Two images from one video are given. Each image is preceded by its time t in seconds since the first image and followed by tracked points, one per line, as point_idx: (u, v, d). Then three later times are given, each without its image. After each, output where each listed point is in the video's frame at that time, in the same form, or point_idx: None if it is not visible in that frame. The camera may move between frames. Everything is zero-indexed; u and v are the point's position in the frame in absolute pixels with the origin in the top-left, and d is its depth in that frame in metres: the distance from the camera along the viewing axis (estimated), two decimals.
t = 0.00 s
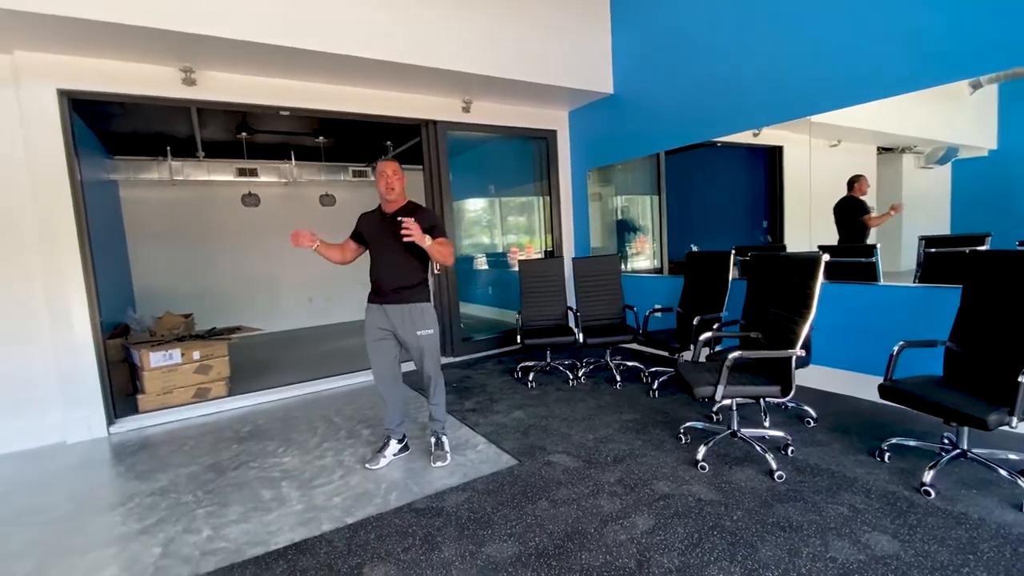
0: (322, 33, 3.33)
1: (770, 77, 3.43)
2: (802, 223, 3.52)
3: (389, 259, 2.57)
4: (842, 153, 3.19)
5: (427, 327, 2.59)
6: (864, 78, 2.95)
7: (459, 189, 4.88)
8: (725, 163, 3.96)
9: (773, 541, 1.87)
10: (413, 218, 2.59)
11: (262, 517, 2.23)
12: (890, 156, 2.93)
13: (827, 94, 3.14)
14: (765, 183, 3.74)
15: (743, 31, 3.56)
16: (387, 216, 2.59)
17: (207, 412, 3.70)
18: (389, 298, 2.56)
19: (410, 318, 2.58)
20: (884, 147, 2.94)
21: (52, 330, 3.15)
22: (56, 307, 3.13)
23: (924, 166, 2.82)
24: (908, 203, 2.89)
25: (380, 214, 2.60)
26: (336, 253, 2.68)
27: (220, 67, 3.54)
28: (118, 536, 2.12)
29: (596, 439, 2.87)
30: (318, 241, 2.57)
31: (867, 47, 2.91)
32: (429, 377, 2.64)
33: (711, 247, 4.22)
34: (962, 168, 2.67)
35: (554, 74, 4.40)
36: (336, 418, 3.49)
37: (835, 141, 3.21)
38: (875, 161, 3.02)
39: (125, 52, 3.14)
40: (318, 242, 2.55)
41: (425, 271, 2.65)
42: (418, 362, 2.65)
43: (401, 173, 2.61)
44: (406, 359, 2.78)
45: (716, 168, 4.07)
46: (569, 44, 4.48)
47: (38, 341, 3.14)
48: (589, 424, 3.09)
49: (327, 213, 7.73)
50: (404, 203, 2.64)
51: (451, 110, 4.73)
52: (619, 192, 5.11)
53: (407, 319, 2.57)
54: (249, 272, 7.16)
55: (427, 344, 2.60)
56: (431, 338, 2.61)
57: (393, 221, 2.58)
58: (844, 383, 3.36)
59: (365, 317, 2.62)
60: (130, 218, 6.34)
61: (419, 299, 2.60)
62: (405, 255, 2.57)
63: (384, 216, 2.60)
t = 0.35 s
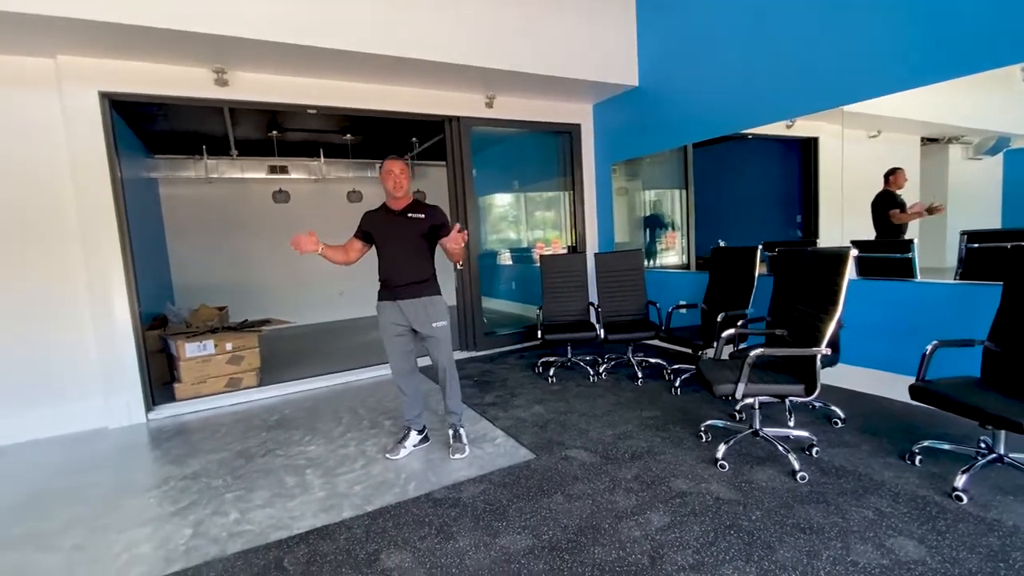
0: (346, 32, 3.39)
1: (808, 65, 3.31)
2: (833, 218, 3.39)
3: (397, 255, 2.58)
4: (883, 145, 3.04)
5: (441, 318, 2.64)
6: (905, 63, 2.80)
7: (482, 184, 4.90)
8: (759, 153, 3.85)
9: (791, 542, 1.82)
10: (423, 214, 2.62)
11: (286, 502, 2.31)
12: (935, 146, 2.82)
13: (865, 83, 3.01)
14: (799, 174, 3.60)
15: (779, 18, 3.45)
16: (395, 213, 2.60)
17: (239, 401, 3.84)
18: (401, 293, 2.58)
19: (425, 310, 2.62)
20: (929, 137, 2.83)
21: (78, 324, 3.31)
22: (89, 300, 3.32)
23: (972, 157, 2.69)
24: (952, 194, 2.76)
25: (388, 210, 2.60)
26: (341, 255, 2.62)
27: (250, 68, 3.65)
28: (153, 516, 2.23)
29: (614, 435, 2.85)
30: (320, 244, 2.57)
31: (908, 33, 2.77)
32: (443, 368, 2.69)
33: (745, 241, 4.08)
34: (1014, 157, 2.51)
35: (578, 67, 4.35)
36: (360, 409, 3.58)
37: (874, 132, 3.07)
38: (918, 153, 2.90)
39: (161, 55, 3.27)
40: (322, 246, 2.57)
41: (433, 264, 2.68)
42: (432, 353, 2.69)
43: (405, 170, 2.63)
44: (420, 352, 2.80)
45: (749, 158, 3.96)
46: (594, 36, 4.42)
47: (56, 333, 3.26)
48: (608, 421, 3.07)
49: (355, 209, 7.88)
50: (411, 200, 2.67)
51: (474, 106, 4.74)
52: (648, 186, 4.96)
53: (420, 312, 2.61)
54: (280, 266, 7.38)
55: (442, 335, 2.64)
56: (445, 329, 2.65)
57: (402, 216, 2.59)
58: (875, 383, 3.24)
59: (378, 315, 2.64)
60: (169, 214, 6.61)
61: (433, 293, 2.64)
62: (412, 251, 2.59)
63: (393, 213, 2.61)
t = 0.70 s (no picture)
0: (377, 27, 3.43)
1: (852, 50, 3.15)
2: (876, 210, 3.22)
3: (422, 248, 2.61)
4: (935, 133, 2.89)
5: (462, 310, 2.65)
6: (962, 46, 2.60)
7: (511, 178, 4.91)
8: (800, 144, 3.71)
9: (823, 544, 1.77)
10: (446, 208, 2.65)
11: (317, 487, 2.39)
12: (992, 135, 2.62)
13: (913, 67, 2.84)
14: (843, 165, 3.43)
15: (824, 2, 3.28)
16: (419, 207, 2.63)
17: (274, 389, 3.98)
18: (426, 286, 2.61)
19: (446, 302, 2.63)
20: (986, 125, 2.63)
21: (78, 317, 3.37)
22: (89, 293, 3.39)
23: None
24: (1009, 184, 2.58)
25: (411, 205, 2.63)
26: (366, 252, 2.68)
27: (285, 65, 3.75)
28: (194, 496, 2.35)
29: (641, 430, 2.82)
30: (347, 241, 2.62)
31: (964, 13, 2.57)
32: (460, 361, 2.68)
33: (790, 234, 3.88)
34: None
35: (609, 57, 4.27)
36: (389, 399, 3.65)
37: (925, 119, 2.92)
38: (974, 141, 2.71)
39: (201, 55, 3.38)
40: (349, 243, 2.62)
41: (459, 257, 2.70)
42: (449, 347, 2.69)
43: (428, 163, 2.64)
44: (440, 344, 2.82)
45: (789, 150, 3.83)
46: (625, 25, 4.32)
47: (57, 326, 3.32)
48: (635, 416, 3.04)
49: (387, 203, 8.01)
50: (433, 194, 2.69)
51: (503, 99, 4.74)
52: (681, 178, 4.84)
53: (444, 304, 2.62)
54: (315, 260, 7.58)
55: (463, 326, 2.66)
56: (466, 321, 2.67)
57: (425, 210, 2.62)
58: (919, 383, 3.09)
59: (405, 307, 2.67)
60: (211, 210, 6.89)
61: (455, 285, 2.65)
62: (437, 244, 2.62)
63: (416, 207, 2.63)
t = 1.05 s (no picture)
0: (412, 19, 3.42)
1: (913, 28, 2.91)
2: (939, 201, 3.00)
3: (453, 240, 2.61)
4: (1005, 118, 2.63)
5: (488, 307, 2.62)
6: None
7: (545, 170, 4.84)
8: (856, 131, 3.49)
9: (872, 555, 1.66)
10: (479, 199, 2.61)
11: (351, 473, 2.44)
12: None
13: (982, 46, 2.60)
14: (902, 151, 3.24)
15: None
16: (452, 197, 2.61)
17: (313, 376, 4.09)
18: (455, 280, 2.60)
19: (472, 298, 2.61)
20: None
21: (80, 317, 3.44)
22: (90, 295, 3.46)
23: None
24: None
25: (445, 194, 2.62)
26: (403, 240, 2.70)
27: (324, 60, 3.81)
28: (236, 478, 2.45)
29: (676, 428, 2.74)
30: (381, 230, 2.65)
31: None
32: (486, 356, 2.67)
33: (842, 225, 3.71)
34: None
35: (648, 43, 4.12)
36: (422, 389, 3.69)
37: (995, 103, 2.66)
38: None
39: (245, 52, 3.48)
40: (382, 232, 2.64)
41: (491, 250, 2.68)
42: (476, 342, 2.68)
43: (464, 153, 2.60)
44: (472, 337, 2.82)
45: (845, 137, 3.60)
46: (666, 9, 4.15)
47: (54, 327, 3.39)
48: (671, 413, 2.96)
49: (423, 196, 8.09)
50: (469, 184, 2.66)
51: (538, 89, 4.67)
52: (723, 169, 4.65)
53: (472, 299, 2.60)
54: (353, 252, 7.75)
55: (487, 323, 2.62)
56: (492, 318, 2.63)
57: (457, 201, 2.60)
58: (983, 387, 2.87)
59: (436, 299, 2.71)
60: (255, 203, 7.15)
61: (478, 281, 2.60)
62: (468, 236, 2.61)
63: (449, 197, 2.62)
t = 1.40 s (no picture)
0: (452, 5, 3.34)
1: None
2: None
3: (487, 232, 2.54)
4: None
5: (524, 305, 2.53)
6: None
7: (587, 159, 4.70)
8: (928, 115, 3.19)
9: None
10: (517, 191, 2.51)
11: (386, 465, 2.44)
12: None
13: None
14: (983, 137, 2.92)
15: None
16: (491, 189, 2.54)
17: (354, 366, 4.15)
18: (489, 273, 2.54)
19: (508, 295, 2.53)
20: None
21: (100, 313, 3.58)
22: (108, 294, 3.58)
23: None
24: None
25: (484, 186, 2.56)
26: (441, 231, 2.68)
27: (365, 52, 3.80)
28: (275, 464, 2.49)
29: (723, 433, 2.57)
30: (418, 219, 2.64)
31: None
32: (520, 355, 2.59)
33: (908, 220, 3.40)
34: None
35: (701, 23, 3.87)
36: (459, 382, 3.67)
37: None
38: None
39: (289, 45, 3.52)
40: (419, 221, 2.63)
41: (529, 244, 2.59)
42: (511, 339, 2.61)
43: (507, 143, 2.51)
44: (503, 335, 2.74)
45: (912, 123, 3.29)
46: None
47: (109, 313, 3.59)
48: (718, 417, 2.79)
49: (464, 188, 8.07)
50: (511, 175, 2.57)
51: (582, 76, 4.51)
52: (777, 158, 4.32)
53: (503, 293, 2.54)
54: (395, 243, 7.85)
55: (522, 321, 2.54)
56: (527, 317, 2.54)
57: (494, 192, 2.52)
58: None
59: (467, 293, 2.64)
60: (303, 195, 7.35)
61: (518, 278, 2.54)
62: (504, 229, 2.52)
63: (488, 189, 2.55)
